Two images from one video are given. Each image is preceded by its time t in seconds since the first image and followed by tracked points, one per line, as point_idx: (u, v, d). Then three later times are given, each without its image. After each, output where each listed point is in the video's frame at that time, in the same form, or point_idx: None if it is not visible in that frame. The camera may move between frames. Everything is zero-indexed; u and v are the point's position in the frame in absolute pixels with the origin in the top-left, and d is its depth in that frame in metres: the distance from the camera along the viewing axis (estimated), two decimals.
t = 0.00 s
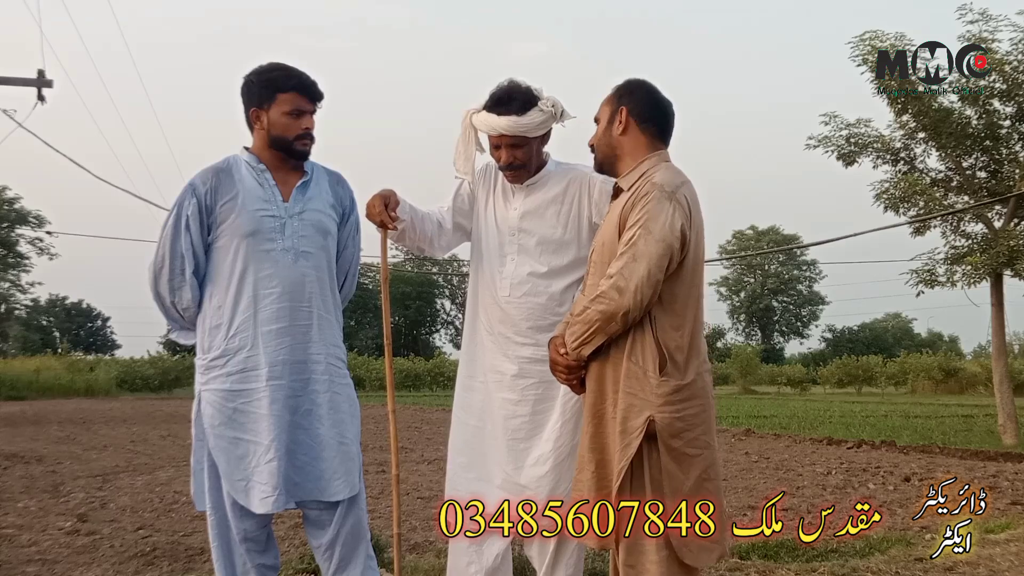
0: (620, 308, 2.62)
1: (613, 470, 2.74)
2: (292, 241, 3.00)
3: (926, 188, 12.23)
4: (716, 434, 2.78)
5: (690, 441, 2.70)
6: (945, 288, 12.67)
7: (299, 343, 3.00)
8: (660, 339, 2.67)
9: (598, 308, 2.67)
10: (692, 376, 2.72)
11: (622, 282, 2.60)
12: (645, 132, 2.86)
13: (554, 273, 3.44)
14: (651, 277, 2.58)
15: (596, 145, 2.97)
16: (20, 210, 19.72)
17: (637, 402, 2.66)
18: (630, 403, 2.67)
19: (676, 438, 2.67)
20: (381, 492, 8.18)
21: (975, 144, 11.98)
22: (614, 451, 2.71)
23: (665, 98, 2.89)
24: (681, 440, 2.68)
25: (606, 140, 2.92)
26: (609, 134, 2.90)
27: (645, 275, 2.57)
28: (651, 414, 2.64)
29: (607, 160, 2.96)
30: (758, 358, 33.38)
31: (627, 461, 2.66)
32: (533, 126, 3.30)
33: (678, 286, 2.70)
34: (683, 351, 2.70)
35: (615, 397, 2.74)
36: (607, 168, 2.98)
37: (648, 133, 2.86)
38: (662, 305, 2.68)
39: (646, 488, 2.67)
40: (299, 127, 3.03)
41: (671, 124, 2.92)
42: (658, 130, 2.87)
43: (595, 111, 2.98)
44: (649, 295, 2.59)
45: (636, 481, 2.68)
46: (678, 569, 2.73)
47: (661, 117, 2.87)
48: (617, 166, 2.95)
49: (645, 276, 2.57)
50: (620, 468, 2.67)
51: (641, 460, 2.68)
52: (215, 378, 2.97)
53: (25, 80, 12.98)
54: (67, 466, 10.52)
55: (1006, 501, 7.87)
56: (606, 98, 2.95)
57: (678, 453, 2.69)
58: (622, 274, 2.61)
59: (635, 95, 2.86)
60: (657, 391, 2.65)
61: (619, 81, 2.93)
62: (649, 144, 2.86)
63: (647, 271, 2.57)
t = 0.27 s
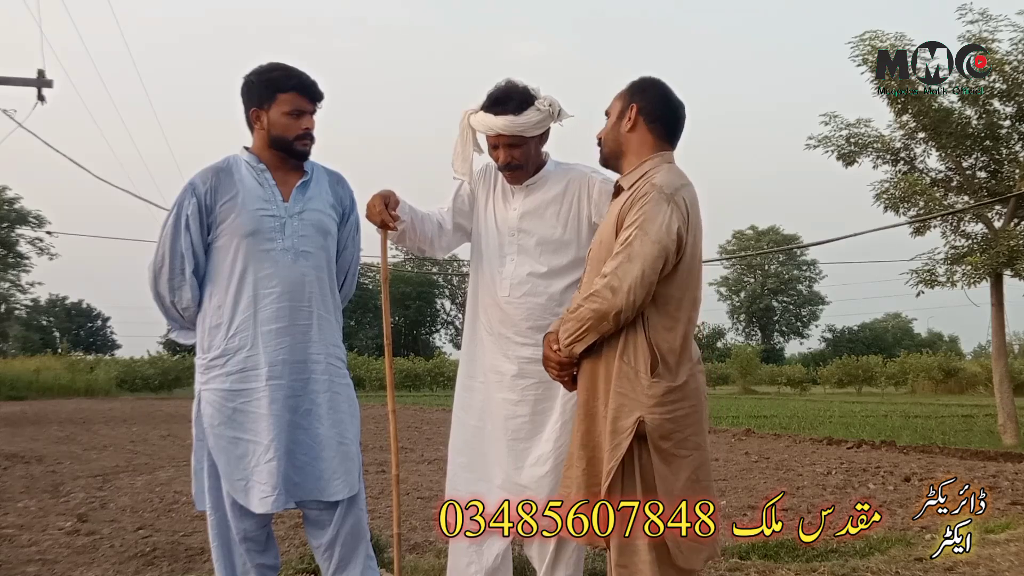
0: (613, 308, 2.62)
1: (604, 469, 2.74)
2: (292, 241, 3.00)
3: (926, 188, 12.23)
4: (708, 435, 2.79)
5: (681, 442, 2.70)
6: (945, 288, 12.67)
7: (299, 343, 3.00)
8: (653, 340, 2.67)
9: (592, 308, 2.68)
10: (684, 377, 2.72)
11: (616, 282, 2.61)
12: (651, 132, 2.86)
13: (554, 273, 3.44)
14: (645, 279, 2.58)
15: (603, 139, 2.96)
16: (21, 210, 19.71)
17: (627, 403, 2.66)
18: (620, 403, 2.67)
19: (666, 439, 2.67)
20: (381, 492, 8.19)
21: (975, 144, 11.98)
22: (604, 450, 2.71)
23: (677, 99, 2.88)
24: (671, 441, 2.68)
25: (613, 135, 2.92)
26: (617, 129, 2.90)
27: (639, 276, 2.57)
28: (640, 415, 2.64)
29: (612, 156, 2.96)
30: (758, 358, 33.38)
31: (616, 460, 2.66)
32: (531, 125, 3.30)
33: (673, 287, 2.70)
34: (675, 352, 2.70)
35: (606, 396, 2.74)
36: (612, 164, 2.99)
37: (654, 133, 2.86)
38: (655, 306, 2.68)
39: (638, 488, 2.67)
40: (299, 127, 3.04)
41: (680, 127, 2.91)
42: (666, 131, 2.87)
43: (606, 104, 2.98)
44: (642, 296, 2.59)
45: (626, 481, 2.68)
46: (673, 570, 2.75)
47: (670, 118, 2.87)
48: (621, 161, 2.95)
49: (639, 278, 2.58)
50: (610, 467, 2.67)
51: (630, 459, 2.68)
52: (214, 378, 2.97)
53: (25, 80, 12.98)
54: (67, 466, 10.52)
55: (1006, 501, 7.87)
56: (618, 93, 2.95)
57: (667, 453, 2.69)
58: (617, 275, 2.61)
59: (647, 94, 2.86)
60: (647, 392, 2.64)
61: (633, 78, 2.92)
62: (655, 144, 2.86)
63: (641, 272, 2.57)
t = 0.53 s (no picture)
0: (612, 308, 2.62)
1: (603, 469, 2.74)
2: (292, 240, 3.00)
3: (926, 188, 12.23)
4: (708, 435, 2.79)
5: (679, 443, 2.70)
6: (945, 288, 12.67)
7: (299, 342, 3.00)
8: (651, 340, 2.67)
9: (591, 308, 2.67)
10: (683, 377, 2.72)
11: (614, 282, 2.61)
12: (648, 133, 2.86)
13: (553, 271, 3.44)
14: (644, 279, 2.58)
15: (600, 141, 2.96)
16: (20, 210, 19.70)
17: (626, 403, 2.66)
18: (619, 404, 2.67)
19: (666, 439, 2.67)
20: (381, 492, 8.19)
21: (975, 144, 11.98)
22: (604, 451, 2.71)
23: (672, 98, 2.88)
24: (670, 441, 2.68)
25: (610, 137, 2.92)
26: (613, 131, 2.90)
27: (638, 276, 2.57)
28: (639, 415, 2.64)
29: (609, 157, 2.96)
30: (758, 358, 33.38)
31: (615, 460, 2.66)
32: (529, 117, 3.32)
33: (671, 287, 2.70)
34: (674, 352, 2.70)
35: (605, 396, 2.74)
36: (610, 164, 2.99)
37: (651, 133, 2.86)
38: (654, 307, 2.68)
39: (637, 488, 2.67)
40: (286, 133, 3.01)
41: (676, 126, 2.91)
42: (662, 131, 2.87)
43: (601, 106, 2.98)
44: (641, 296, 2.59)
45: (625, 482, 2.68)
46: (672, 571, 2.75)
47: (666, 117, 2.87)
48: (620, 163, 2.95)
49: (637, 278, 2.58)
50: (610, 468, 2.67)
51: (629, 459, 2.68)
52: (214, 378, 2.97)
53: (24, 80, 12.98)
54: (67, 466, 10.52)
55: (1006, 501, 7.87)
56: (613, 95, 2.94)
57: (666, 454, 2.69)
58: (615, 275, 2.61)
59: (642, 94, 2.85)
60: (646, 392, 2.64)
61: (627, 79, 2.92)
62: (651, 145, 2.86)
63: (640, 272, 2.57)
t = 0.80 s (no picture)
0: (613, 309, 2.62)
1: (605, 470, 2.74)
2: (291, 241, 3.00)
3: (926, 188, 12.22)
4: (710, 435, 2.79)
5: (680, 443, 2.70)
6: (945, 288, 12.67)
7: (299, 343, 3.00)
8: (653, 340, 2.67)
9: (592, 309, 2.68)
10: (685, 378, 2.72)
11: (615, 283, 2.61)
12: (646, 133, 2.86)
13: (549, 268, 3.44)
14: (644, 279, 2.58)
15: (598, 142, 2.97)
16: (20, 210, 19.70)
17: (628, 403, 2.66)
18: (622, 404, 2.67)
19: (667, 439, 2.67)
20: (381, 492, 8.19)
21: (975, 144, 11.98)
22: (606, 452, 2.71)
23: (670, 99, 2.89)
24: (672, 441, 2.68)
25: (608, 138, 2.92)
26: (612, 132, 2.90)
27: (638, 276, 2.57)
28: (641, 415, 2.63)
29: (608, 158, 2.97)
30: (758, 358, 33.37)
31: (618, 460, 2.66)
32: (552, 114, 3.39)
33: (673, 287, 2.70)
34: (675, 352, 2.70)
35: (607, 397, 2.74)
36: (608, 165, 2.99)
37: (649, 133, 2.86)
38: (655, 307, 2.68)
39: (640, 489, 2.67)
40: (281, 135, 3.00)
41: (674, 126, 2.91)
42: (660, 132, 2.87)
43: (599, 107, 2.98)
44: (641, 297, 2.59)
45: (628, 483, 2.69)
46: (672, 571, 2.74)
47: (664, 117, 2.87)
48: (618, 164, 2.95)
49: (638, 278, 2.58)
50: (612, 468, 2.67)
51: (631, 460, 2.68)
52: (214, 378, 2.97)
53: (25, 81, 12.98)
54: (67, 466, 10.52)
55: (1006, 501, 7.87)
56: (611, 95, 2.95)
57: (667, 454, 2.69)
58: (615, 276, 2.61)
59: (639, 94, 2.86)
60: (648, 392, 2.64)
61: (625, 79, 2.92)
62: (650, 145, 2.86)
63: (640, 273, 2.57)
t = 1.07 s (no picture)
0: (613, 308, 2.62)
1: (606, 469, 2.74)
2: (291, 241, 3.00)
3: (926, 188, 12.22)
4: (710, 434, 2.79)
5: (681, 442, 2.70)
6: (945, 288, 12.67)
7: (299, 343, 3.00)
8: (653, 339, 2.67)
9: (592, 309, 2.68)
10: (685, 377, 2.72)
11: (615, 282, 2.61)
12: (645, 133, 2.86)
13: (552, 267, 3.44)
14: (644, 279, 2.58)
15: (596, 142, 2.97)
16: (20, 210, 19.69)
17: (628, 403, 2.66)
18: (623, 403, 2.67)
19: (668, 438, 2.67)
20: (381, 492, 8.19)
21: (975, 144, 11.98)
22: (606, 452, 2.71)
23: (668, 98, 2.89)
24: (673, 441, 2.68)
25: (607, 138, 2.91)
26: (610, 133, 2.90)
27: (638, 275, 2.57)
28: (642, 414, 2.63)
29: (607, 158, 2.96)
30: (758, 358, 33.37)
31: (619, 460, 2.66)
32: (546, 112, 3.37)
33: (673, 286, 2.70)
34: (675, 352, 2.70)
35: (608, 396, 2.74)
36: (606, 166, 2.99)
37: (648, 133, 2.86)
38: (655, 306, 2.68)
39: (640, 489, 2.67)
40: (299, 131, 3.04)
41: (672, 125, 2.92)
42: (659, 132, 2.88)
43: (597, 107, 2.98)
44: (642, 296, 2.59)
45: (629, 482, 2.69)
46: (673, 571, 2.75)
47: (662, 117, 2.87)
48: (617, 164, 2.95)
49: (638, 278, 2.57)
50: (613, 468, 2.67)
51: (632, 459, 2.68)
52: (214, 378, 2.97)
53: (24, 81, 12.98)
54: (67, 466, 10.52)
55: (1006, 501, 7.87)
56: (608, 95, 2.94)
57: (668, 453, 2.69)
58: (615, 276, 2.61)
59: (638, 94, 2.86)
60: (649, 391, 2.64)
61: (622, 80, 2.92)
62: (649, 145, 2.87)
63: (640, 272, 2.57)
